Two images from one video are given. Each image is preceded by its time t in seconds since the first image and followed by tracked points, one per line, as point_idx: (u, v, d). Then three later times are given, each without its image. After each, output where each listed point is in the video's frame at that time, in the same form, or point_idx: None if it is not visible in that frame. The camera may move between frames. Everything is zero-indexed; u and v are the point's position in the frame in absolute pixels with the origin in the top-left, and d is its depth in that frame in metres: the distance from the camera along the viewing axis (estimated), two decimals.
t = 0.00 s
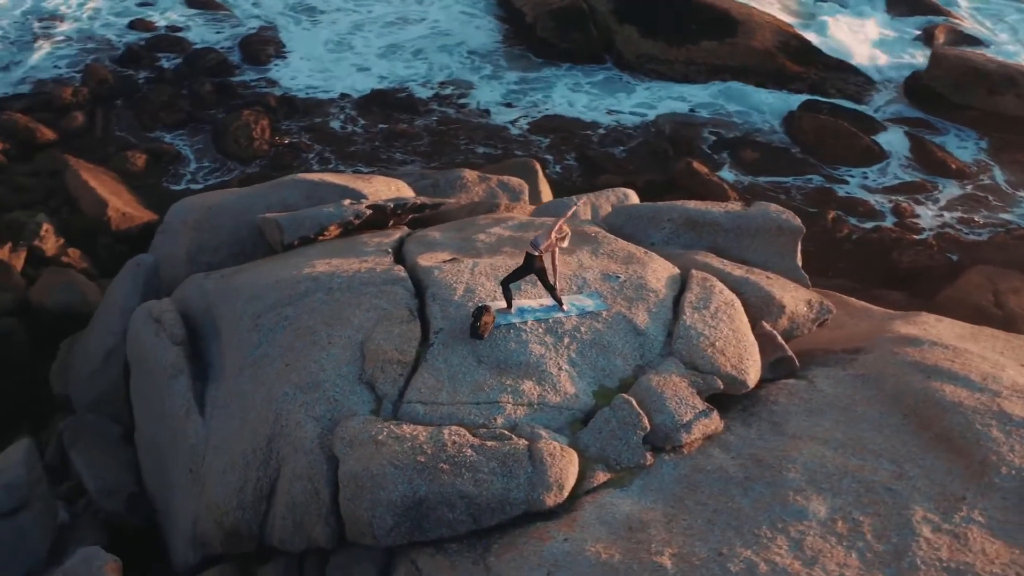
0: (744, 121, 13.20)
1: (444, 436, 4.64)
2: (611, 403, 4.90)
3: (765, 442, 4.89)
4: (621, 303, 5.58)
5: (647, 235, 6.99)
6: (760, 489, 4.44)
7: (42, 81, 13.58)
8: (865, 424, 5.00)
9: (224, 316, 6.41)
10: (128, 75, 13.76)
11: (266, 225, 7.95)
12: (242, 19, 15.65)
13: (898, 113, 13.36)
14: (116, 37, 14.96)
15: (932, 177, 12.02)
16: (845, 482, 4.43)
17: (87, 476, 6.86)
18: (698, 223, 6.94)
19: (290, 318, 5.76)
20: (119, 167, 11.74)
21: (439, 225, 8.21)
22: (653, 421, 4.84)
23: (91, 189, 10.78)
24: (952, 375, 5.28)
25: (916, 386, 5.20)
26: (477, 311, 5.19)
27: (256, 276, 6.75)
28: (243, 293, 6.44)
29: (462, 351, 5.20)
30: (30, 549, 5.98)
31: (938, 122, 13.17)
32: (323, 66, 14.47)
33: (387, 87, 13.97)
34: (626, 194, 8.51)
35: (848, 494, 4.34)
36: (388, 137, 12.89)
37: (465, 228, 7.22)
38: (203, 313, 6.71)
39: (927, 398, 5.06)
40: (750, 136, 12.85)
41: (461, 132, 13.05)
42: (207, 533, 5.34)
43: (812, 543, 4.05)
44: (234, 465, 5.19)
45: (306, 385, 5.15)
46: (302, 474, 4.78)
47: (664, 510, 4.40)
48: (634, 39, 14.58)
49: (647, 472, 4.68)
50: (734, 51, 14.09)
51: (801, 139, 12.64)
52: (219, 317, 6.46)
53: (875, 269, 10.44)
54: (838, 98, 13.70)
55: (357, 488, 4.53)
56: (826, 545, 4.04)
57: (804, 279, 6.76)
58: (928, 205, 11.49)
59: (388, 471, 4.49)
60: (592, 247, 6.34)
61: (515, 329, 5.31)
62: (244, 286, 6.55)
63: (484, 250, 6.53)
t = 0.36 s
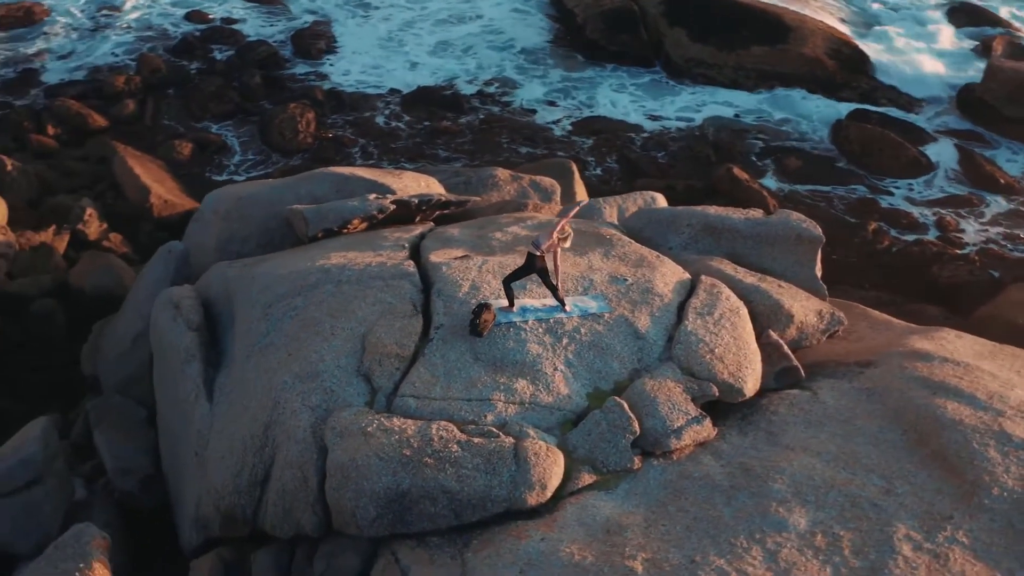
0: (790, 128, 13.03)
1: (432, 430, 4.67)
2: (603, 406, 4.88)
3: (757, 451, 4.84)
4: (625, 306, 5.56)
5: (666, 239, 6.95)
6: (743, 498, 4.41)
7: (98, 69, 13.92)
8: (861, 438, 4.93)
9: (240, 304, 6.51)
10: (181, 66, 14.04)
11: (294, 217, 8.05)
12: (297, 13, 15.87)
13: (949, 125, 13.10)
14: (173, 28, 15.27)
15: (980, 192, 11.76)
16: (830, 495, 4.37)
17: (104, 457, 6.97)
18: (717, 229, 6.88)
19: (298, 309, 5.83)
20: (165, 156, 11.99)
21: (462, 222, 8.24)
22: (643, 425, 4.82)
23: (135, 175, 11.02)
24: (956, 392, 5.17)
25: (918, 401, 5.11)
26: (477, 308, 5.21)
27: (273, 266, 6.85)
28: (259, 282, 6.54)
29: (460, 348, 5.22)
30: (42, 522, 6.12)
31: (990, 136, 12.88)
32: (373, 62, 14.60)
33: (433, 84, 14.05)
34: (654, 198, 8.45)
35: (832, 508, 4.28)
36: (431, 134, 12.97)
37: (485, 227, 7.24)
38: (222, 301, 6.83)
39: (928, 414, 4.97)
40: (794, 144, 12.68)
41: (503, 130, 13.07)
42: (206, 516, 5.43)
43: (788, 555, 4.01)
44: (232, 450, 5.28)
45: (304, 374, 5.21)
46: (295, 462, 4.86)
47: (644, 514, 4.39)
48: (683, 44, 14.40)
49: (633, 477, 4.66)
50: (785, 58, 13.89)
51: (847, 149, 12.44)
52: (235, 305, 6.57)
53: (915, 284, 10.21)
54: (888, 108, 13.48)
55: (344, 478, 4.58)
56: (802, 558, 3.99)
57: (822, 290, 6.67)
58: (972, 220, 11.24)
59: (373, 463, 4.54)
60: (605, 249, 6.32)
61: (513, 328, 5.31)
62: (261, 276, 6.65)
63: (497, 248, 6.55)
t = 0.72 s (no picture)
0: (842, 137, 12.83)
1: (419, 423, 4.71)
2: (593, 408, 4.87)
3: (746, 460, 4.79)
4: (628, 309, 5.53)
5: (686, 244, 6.89)
6: (723, 506, 4.37)
7: (159, 57, 14.25)
8: (855, 452, 4.85)
9: (257, 291, 6.62)
10: (239, 57, 14.31)
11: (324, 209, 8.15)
12: (356, 8, 16.04)
13: (1007, 141, 12.78)
14: (235, 19, 15.56)
15: None
16: (811, 509, 4.31)
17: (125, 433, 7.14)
18: (738, 237, 6.81)
19: (308, 298, 5.91)
20: (216, 144, 12.24)
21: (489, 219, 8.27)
22: (632, 429, 4.81)
23: (184, 163, 11.22)
24: (959, 411, 5.06)
25: (918, 419, 5.01)
26: (477, 305, 5.23)
27: (294, 255, 6.95)
28: (276, 271, 6.64)
29: (458, 343, 5.25)
30: (57, 492, 6.29)
31: None
32: (427, 58, 14.71)
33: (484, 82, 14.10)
34: (684, 203, 8.41)
35: (811, 521, 4.23)
36: (478, 132, 13.03)
37: (506, 225, 7.26)
38: (243, 287, 6.94)
39: (926, 432, 4.86)
40: (843, 154, 12.47)
41: (551, 130, 13.07)
42: (204, 496, 5.52)
43: (758, 567, 3.97)
44: (232, 433, 5.38)
45: (304, 362, 5.29)
46: (287, 448, 4.93)
47: (621, 517, 4.37)
48: (739, 49, 14.14)
49: (617, 480, 4.65)
50: (842, 67, 13.62)
51: (898, 161, 12.21)
52: (253, 292, 6.68)
53: (958, 302, 10.00)
54: (945, 121, 13.19)
55: (329, 465, 4.65)
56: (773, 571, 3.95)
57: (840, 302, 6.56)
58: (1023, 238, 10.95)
59: (358, 452, 4.59)
60: (618, 251, 6.30)
61: (513, 325, 5.32)
62: (280, 264, 6.75)
63: (512, 246, 6.56)
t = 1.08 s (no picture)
0: (886, 148, 12.62)
1: (406, 417, 4.74)
2: (582, 409, 4.86)
3: (734, 469, 4.75)
4: (629, 312, 5.51)
5: (701, 250, 6.84)
6: (701, 513, 4.34)
7: (209, 50, 14.50)
8: (846, 466, 4.77)
9: (271, 282, 6.71)
10: (286, 52, 14.50)
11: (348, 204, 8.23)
12: (405, 6, 16.16)
13: None
14: (285, 15, 15.76)
15: None
16: (789, 520, 4.26)
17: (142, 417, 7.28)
18: (754, 244, 6.74)
19: (315, 291, 5.98)
20: (258, 137, 12.41)
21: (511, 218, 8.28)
22: (619, 432, 4.80)
23: (224, 154, 11.36)
24: (958, 428, 4.95)
25: (915, 435, 4.91)
26: (476, 303, 5.25)
27: (310, 247, 7.02)
28: (291, 262, 6.72)
29: (454, 340, 5.28)
30: (69, 471, 6.43)
31: None
32: (471, 57, 14.76)
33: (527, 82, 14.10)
34: (709, 208, 8.30)
35: (788, 533, 4.19)
36: (517, 132, 13.04)
37: (522, 224, 7.26)
38: (259, 278, 7.04)
39: (922, 448, 4.76)
40: (886, 165, 12.26)
41: (590, 132, 13.05)
42: (206, 481, 5.65)
43: None
44: (232, 420, 5.46)
45: (303, 353, 5.35)
46: (279, 437, 5.00)
47: (598, 519, 4.37)
48: (785, 56, 14.00)
49: (600, 482, 4.64)
50: (890, 76, 13.37)
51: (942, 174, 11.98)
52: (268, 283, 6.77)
53: (993, 320, 9.79)
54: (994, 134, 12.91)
55: (316, 455, 4.70)
56: None
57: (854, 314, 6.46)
58: None
59: (344, 444, 4.64)
60: (627, 254, 6.27)
61: (510, 324, 5.33)
62: (295, 256, 6.84)
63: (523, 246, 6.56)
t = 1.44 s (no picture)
0: (937, 161, 12.36)
1: (394, 409, 4.78)
2: (571, 410, 4.85)
3: (720, 477, 4.71)
4: (630, 315, 5.49)
5: (718, 256, 6.77)
6: (677, 519, 4.32)
7: (264, 43, 14.73)
8: (835, 479, 4.70)
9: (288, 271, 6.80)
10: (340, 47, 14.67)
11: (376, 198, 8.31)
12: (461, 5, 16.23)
13: None
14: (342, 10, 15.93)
15: None
16: (765, 532, 4.22)
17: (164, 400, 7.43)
18: (772, 252, 6.66)
19: (324, 282, 6.05)
20: (305, 130, 12.58)
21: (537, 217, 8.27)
22: (606, 435, 4.79)
23: (269, 146, 11.53)
24: (957, 447, 4.82)
25: (910, 452, 4.81)
26: (475, 299, 5.27)
27: (330, 238, 7.10)
28: (308, 253, 6.80)
29: (452, 336, 5.31)
30: (86, 448, 6.59)
31: None
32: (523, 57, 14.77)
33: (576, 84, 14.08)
34: (737, 215, 8.19)
35: (761, 544, 4.16)
36: (562, 133, 13.03)
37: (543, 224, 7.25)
38: (279, 266, 7.13)
39: (914, 466, 4.66)
40: (936, 179, 12.01)
41: (635, 135, 12.99)
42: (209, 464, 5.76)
43: None
44: (233, 405, 5.56)
45: (303, 342, 5.42)
46: (274, 424, 5.08)
47: (574, 520, 4.37)
48: (839, 64, 13.77)
49: (583, 483, 4.64)
50: (945, 88, 13.07)
51: (993, 189, 11.70)
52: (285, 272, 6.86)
53: None
54: None
55: (303, 443, 4.77)
56: None
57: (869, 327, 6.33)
58: None
59: (331, 433, 4.69)
60: (638, 257, 6.24)
61: (509, 322, 5.34)
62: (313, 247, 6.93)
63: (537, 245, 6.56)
